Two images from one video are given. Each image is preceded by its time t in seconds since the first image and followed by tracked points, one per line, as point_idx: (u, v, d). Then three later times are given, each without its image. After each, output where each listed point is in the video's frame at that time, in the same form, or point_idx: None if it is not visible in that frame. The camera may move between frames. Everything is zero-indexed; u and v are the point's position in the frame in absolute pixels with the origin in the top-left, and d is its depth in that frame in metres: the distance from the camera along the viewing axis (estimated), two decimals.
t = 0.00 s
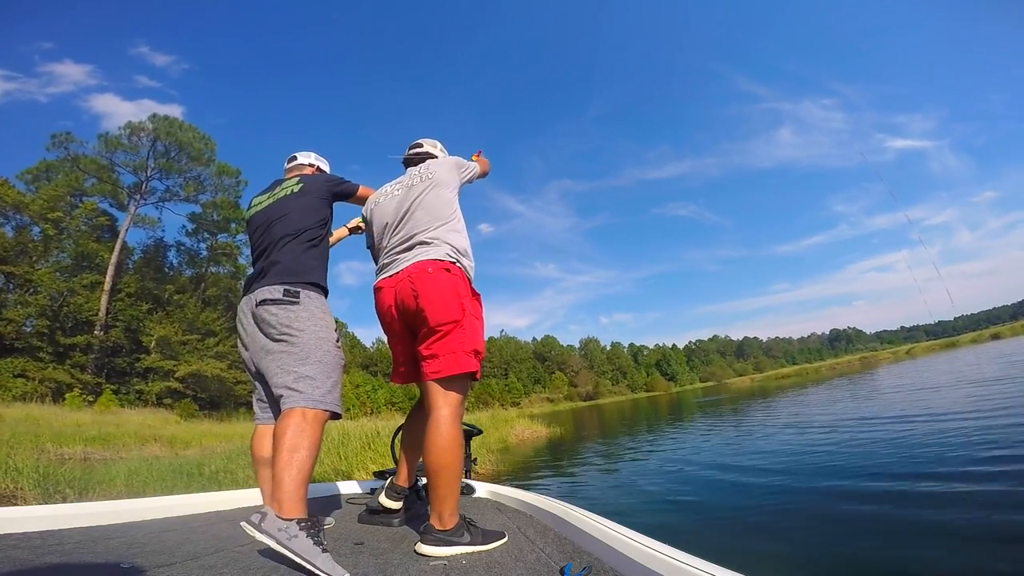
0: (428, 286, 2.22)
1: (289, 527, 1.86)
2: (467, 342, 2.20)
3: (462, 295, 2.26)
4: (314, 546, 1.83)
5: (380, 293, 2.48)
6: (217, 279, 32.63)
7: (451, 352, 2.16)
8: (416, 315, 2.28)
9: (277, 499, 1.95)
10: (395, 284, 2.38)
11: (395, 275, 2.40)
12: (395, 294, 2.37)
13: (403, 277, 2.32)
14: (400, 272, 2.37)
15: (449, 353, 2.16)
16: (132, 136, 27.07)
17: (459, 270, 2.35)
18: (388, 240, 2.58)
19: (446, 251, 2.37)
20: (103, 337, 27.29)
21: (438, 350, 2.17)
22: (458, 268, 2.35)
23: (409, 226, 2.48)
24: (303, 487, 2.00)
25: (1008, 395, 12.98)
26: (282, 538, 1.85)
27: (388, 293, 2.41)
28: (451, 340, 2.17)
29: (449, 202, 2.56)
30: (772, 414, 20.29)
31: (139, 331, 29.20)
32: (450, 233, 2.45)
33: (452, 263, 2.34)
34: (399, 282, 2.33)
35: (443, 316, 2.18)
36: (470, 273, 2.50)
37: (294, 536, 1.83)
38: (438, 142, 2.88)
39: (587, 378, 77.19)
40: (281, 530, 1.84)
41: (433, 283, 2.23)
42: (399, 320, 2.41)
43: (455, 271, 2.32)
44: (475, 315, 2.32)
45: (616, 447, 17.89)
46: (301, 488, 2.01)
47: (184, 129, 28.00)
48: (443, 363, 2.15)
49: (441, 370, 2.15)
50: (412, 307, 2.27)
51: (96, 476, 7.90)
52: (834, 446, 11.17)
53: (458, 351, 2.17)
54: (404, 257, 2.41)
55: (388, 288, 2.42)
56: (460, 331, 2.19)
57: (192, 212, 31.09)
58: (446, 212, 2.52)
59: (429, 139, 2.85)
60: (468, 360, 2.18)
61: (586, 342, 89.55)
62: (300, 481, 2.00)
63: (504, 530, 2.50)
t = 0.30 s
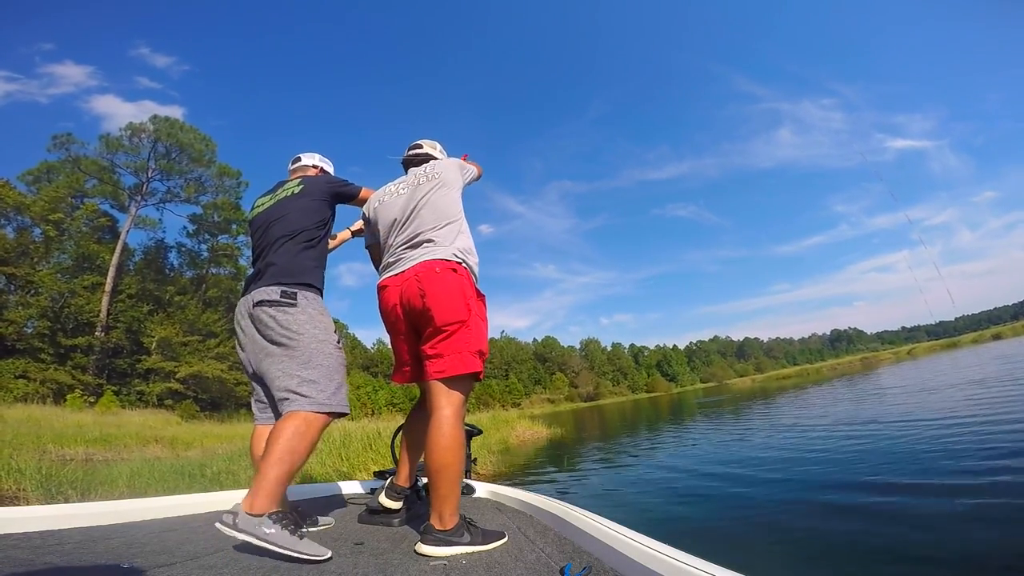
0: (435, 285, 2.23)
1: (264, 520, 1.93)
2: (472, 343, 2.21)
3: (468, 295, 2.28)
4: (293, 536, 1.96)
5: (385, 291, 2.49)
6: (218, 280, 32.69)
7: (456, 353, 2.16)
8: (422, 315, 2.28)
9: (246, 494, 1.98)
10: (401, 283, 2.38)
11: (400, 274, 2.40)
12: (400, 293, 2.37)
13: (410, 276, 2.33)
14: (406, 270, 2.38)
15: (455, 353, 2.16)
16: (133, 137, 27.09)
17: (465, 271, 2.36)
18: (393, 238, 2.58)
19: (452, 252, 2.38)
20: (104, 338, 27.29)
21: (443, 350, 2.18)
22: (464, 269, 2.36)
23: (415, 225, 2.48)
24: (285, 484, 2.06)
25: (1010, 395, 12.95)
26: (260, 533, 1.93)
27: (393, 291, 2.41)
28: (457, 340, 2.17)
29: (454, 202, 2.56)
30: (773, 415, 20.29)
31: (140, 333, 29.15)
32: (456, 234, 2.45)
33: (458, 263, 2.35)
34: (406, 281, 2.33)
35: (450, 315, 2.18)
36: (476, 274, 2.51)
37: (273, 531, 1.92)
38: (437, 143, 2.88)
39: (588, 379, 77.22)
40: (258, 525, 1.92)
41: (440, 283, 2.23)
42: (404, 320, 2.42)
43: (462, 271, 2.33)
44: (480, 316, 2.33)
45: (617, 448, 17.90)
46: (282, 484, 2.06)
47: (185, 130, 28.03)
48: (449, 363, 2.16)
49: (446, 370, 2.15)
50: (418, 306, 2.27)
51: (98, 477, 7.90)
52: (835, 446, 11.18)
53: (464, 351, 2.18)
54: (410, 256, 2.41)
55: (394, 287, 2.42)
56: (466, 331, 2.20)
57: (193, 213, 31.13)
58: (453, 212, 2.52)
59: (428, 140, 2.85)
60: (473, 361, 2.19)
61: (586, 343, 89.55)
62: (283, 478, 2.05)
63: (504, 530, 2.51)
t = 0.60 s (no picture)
0: (444, 285, 2.23)
1: (279, 529, 2.19)
2: (479, 343, 2.22)
3: (476, 296, 2.28)
4: (310, 533, 2.22)
5: (392, 290, 2.49)
6: (222, 277, 32.80)
7: (464, 352, 2.17)
8: (430, 313, 2.28)
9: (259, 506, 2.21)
10: (409, 282, 2.38)
11: (408, 273, 2.40)
12: (408, 292, 2.37)
13: (419, 275, 2.33)
14: (415, 269, 2.38)
15: (462, 353, 2.16)
16: (138, 134, 27.17)
17: (473, 271, 2.36)
18: (401, 237, 2.59)
19: (461, 251, 2.38)
20: (108, 335, 27.37)
21: (451, 349, 2.17)
22: (472, 269, 2.37)
23: (423, 225, 2.48)
24: (280, 497, 2.23)
25: (1014, 399, 12.89)
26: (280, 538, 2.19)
27: (401, 290, 2.42)
28: (464, 340, 2.18)
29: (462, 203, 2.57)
30: (775, 416, 20.26)
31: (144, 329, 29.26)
32: (464, 234, 2.46)
33: (467, 263, 2.35)
34: (414, 280, 2.33)
35: (458, 316, 2.19)
36: (483, 275, 2.51)
37: (288, 535, 2.17)
38: (443, 144, 2.88)
39: (590, 379, 77.20)
40: (275, 534, 2.18)
41: (448, 283, 2.24)
42: (410, 320, 2.42)
43: (470, 271, 2.34)
44: (487, 316, 2.34)
45: (618, 448, 17.89)
46: (279, 494, 2.23)
47: (190, 128, 28.09)
48: (456, 362, 2.16)
49: (452, 370, 2.15)
50: (426, 305, 2.27)
51: (101, 473, 7.93)
52: (837, 448, 11.16)
53: (471, 351, 2.18)
54: (418, 255, 2.41)
55: (401, 286, 2.42)
56: (473, 331, 2.21)
57: (197, 211, 31.20)
58: (461, 213, 2.53)
59: (434, 141, 2.85)
60: (479, 361, 2.20)
61: (589, 343, 89.49)
62: (276, 491, 2.22)
63: (503, 529, 2.51)
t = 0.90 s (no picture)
0: (444, 286, 2.23)
1: (281, 527, 2.20)
2: (479, 344, 2.22)
3: (476, 297, 2.28)
4: (310, 532, 2.21)
5: (391, 291, 2.48)
6: (223, 277, 32.87)
7: (464, 353, 2.17)
8: (429, 314, 2.28)
9: (262, 500, 2.22)
10: (408, 283, 2.38)
11: (408, 273, 2.40)
12: (408, 293, 2.37)
13: (417, 276, 2.33)
14: (414, 270, 2.38)
15: (462, 354, 2.17)
16: (139, 134, 27.21)
17: (473, 273, 2.36)
18: (401, 238, 2.58)
19: (461, 253, 2.38)
20: (110, 335, 27.41)
21: (450, 350, 2.18)
22: (472, 270, 2.37)
23: (422, 225, 2.49)
24: (286, 493, 2.25)
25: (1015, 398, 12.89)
26: (280, 537, 2.19)
27: (400, 291, 2.41)
28: (464, 340, 2.18)
29: (462, 203, 2.57)
30: (776, 416, 20.27)
31: (145, 329, 29.30)
32: (463, 236, 2.46)
33: (466, 264, 2.36)
34: (414, 281, 2.33)
35: (458, 316, 2.19)
36: (482, 276, 2.52)
37: (289, 533, 2.18)
38: (445, 144, 2.88)
39: (590, 378, 77.25)
40: (276, 532, 2.18)
41: (448, 284, 2.24)
42: (410, 320, 2.42)
43: (469, 273, 2.34)
44: (487, 317, 2.34)
45: (620, 447, 17.92)
46: (285, 489, 2.26)
47: (191, 128, 28.11)
48: (456, 363, 2.15)
49: (452, 370, 2.15)
50: (426, 306, 2.28)
51: (105, 474, 7.95)
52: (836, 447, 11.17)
53: (471, 352, 2.18)
54: (418, 256, 2.41)
55: (400, 287, 2.42)
56: (474, 332, 2.21)
57: (198, 211, 31.24)
58: (461, 213, 2.53)
59: (436, 141, 2.85)
60: (479, 361, 2.20)
61: (589, 342, 89.43)
62: (281, 488, 2.25)
63: (503, 530, 2.51)
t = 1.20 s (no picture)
0: (435, 287, 2.22)
1: (284, 520, 2.19)
2: (473, 344, 2.22)
3: (469, 296, 2.28)
4: (311, 529, 2.20)
5: (385, 292, 2.47)
6: (222, 277, 32.87)
7: (458, 353, 2.16)
8: (422, 315, 2.28)
9: (268, 494, 2.22)
10: (401, 285, 2.37)
11: (400, 275, 2.39)
12: (400, 295, 2.37)
13: (410, 278, 2.32)
14: (407, 271, 2.37)
15: (456, 354, 2.16)
16: (136, 135, 27.13)
17: (465, 272, 2.36)
18: (393, 239, 2.57)
19: (453, 253, 2.37)
20: (109, 336, 27.36)
21: (444, 351, 2.17)
22: (464, 270, 2.36)
23: (414, 226, 2.48)
24: (289, 486, 2.24)
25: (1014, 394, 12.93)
26: (283, 530, 2.19)
27: (393, 293, 2.41)
28: (457, 341, 2.17)
29: (454, 203, 2.56)
30: (776, 412, 20.33)
31: (144, 330, 29.26)
32: (457, 236, 2.45)
33: (459, 264, 2.35)
34: (406, 282, 2.33)
35: (451, 317, 2.18)
36: (476, 275, 2.50)
37: (291, 526, 2.18)
38: (443, 142, 2.86)
39: (590, 376, 77.34)
40: (279, 525, 2.18)
41: (440, 285, 2.23)
42: (404, 321, 2.41)
43: (462, 273, 2.33)
44: (481, 316, 2.33)
45: (620, 445, 17.95)
46: (290, 480, 2.25)
47: (188, 128, 28.03)
48: (449, 363, 2.15)
49: (446, 370, 2.15)
50: (418, 306, 2.27)
51: (107, 474, 7.94)
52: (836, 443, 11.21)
53: (465, 352, 2.18)
54: (410, 257, 2.41)
55: (393, 288, 2.42)
56: (467, 332, 2.20)
57: (196, 211, 31.19)
58: (454, 214, 2.52)
59: (434, 139, 2.83)
60: (474, 362, 2.19)
61: (589, 339, 89.49)
62: (285, 481, 2.23)
63: (503, 529, 2.51)
